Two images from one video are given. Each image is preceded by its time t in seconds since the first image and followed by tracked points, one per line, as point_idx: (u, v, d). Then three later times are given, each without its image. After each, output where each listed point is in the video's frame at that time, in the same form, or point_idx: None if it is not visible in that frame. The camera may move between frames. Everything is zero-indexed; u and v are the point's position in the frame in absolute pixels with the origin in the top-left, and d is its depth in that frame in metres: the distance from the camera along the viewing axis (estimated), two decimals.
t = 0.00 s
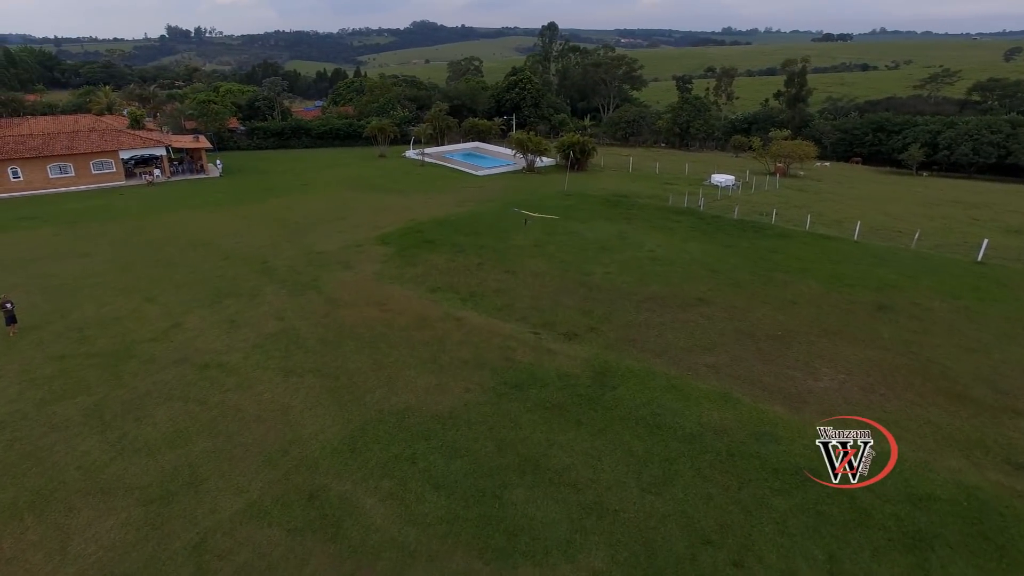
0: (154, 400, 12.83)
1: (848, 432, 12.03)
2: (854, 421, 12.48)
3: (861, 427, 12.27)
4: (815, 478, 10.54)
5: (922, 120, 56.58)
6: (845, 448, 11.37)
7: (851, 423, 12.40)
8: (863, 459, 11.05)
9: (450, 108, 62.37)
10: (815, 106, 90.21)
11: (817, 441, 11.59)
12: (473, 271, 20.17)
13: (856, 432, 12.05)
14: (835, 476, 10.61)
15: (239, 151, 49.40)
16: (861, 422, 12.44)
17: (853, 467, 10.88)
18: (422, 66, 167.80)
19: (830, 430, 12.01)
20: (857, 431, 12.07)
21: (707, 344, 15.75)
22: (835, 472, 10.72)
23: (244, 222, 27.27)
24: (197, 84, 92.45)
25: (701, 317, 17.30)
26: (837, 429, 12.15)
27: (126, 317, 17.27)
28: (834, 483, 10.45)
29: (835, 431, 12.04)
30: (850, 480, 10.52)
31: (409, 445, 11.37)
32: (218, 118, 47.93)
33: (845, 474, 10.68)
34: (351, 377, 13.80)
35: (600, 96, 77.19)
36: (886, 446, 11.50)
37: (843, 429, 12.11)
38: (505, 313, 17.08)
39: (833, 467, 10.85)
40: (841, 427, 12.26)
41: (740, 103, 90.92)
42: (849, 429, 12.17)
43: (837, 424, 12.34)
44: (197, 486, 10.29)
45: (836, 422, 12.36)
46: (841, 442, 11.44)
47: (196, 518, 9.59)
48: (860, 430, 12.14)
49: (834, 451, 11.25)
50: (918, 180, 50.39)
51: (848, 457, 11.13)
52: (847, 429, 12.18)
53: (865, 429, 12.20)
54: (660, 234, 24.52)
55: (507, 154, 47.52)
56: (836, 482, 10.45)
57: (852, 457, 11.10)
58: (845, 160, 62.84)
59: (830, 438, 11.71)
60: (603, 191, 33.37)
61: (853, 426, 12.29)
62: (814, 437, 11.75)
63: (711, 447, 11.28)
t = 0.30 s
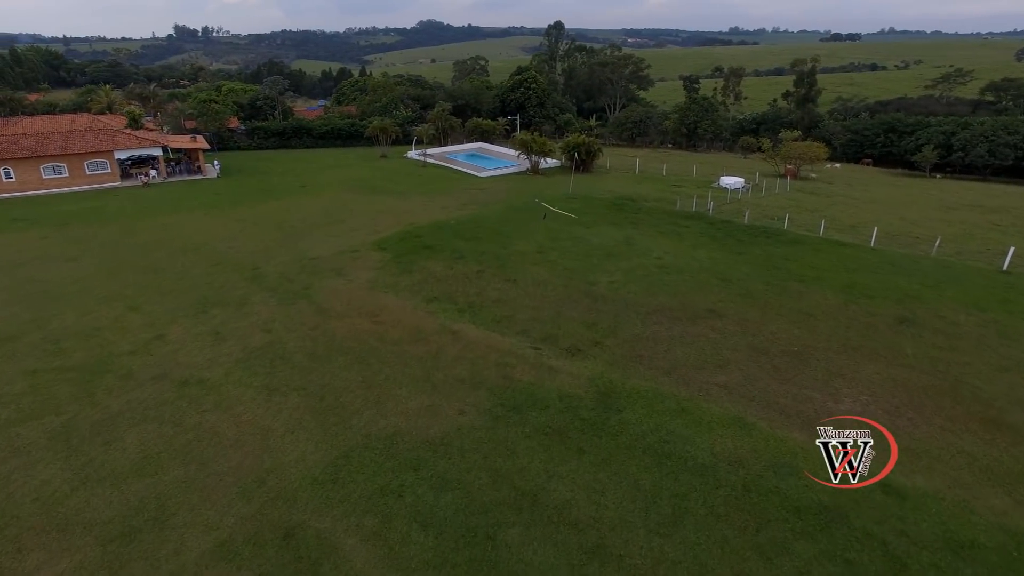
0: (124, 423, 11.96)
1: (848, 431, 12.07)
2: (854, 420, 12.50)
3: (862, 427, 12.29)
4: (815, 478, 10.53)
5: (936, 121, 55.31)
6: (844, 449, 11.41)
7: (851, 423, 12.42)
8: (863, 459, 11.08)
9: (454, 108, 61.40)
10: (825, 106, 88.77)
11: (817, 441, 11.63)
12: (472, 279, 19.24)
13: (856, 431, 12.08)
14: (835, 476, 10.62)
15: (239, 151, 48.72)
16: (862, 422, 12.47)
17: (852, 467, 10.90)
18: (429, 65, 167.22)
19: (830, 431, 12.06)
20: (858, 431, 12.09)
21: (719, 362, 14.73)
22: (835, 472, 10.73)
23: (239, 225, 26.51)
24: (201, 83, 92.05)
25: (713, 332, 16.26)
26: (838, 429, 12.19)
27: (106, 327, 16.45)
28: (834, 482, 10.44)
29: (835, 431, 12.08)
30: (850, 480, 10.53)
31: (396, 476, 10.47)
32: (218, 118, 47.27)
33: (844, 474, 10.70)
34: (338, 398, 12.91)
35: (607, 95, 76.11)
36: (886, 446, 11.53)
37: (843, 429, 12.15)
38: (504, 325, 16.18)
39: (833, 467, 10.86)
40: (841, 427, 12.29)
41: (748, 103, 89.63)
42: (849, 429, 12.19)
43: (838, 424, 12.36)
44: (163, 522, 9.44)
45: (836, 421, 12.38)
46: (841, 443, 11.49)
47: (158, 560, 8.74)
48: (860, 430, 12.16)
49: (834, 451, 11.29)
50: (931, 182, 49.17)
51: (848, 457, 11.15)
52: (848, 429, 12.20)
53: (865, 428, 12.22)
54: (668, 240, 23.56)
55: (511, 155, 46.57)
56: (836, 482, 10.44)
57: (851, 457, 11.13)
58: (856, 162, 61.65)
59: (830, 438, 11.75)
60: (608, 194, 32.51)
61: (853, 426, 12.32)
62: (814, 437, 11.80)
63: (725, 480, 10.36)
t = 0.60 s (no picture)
0: (88, 452, 11.01)
1: (848, 431, 12.10)
2: (854, 419, 12.50)
3: (863, 425, 12.28)
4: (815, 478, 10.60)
5: (947, 122, 54.08)
6: (845, 448, 11.46)
7: (853, 421, 12.43)
8: (863, 459, 11.13)
9: (456, 107, 60.38)
10: (832, 107, 87.41)
11: (817, 441, 11.67)
12: (470, 289, 18.25)
13: (857, 430, 12.09)
14: (835, 476, 10.68)
15: (237, 151, 47.87)
16: (863, 421, 12.46)
17: (853, 467, 10.95)
18: (434, 64, 166.28)
19: (830, 430, 12.08)
20: (858, 430, 12.10)
21: (732, 384, 13.67)
22: (836, 472, 10.79)
23: (231, 230, 25.63)
24: (203, 82, 91.28)
25: (727, 350, 15.19)
26: (838, 428, 12.20)
27: (82, 341, 15.53)
28: (834, 482, 10.49)
29: (835, 430, 12.10)
30: (849, 480, 10.60)
31: (379, 517, 9.52)
32: (216, 118, 46.49)
33: (845, 474, 10.76)
34: (322, 424, 11.97)
35: (612, 95, 75.10)
36: (886, 446, 11.55)
37: (843, 429, 12.17)
38: (502, 341, 15.22)
39: (833, 467, 10.93)
40: (842, 426, 12.29)
41: (754, 103, 88.41)
42: (850, 428, 12.21)
43: (839, 422, 12.38)
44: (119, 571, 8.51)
45: (837, 420, 12.39)
46: (841, 442, 11.54)
47: None
48: (860, 429, 12.18)
49: (834, 452, 11.34)
50: (944, 184, 48.01)
51: (848, 457, 11.21)
52: (849, 428, 12.22)
53: (866, 427, 12.22)
54: (676, 247, 22.55)
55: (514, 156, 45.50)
56: (836, 482, 10.52)
57: (852, 457, 11.18)
58: (865, 163, 60.53)
59: (830, 438, 11.79)
60: (613, 197, 31.62)
61: (854, 425, 12.32)
62: (814, 437, 11.84)
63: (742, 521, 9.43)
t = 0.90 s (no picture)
0: (35, 511, 9.94)
1: (848, 431, 12.58)
2: (854, 419, 12.98)
3: (863, 426, 12.75)
4: (816, 479, 11.13)
5: (954, 137, 53.22)
6: (845, 449, 11.96)
7: (853, 421, 12.91)
8: (863, 459, 11.63)
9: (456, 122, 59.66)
10: (836, 122, 86.73)
11: (818, 441, 12.17)
12: (466, 318, 17.23)
13: (857, 430, 12.57)
14: (836, 476, 11.20)
15: (233, 167, 47.16)
16: (863, 421, 12.93)
17: (853, 467, 11.45)
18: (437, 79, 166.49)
19: (831, 430, 12.58)
20: (858, 430, 12.59)
21: (749, 428, 12.53)
22: (836, 472, 11.30)
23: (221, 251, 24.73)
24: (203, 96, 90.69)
25: (742, 388, 13.99)
26: (838, 427, 12.70)
27: (51, 373, 14.51)
28: (835, 483, 11.01)
29: (836, 430, 12.60)
30: (849, 481, 11.11)
31: None
32: (212, 133, 45.84)
33: (845, 474, 11.27)
34: (300, 475, 10.89)
35: (613, 110, 74.74)
36: (886, 446, 12.02)
37: (843, 428, 12.66)
38: (499, 377, 14.17)
39: (833, 467, 11.44)
40: (842, 426, 12.78)
41: (758, 117, 87.83)
42: (850, 428, 12.69)
43: (839, 422, 12.86)
44: None
45: (837, 420, 12.87)
46: (841, 443, 12.04)
47: None
48: (860, 429, 12.66)
49: (834, 452, 11.85)
50: (953, 201, 47.07)
51: (848, 457, 11.72)
52: (849, 428, 12.70)
53: (866, 427, 12.69)
54: (682, 271, 21.51)
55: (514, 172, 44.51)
56: (836, 482, 11.03)
57: (851, 457, 11.69)
58: (870, 179, 59.75)
59: (830, 438, 12.28)
60: (616, 215, 30.88)
61: (854, 425, 12.79)
62: (815, 437, 12.34)
63: None
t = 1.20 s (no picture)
0: None
1: (848, 431, 12.65)
2: (854, 419, 13.06)
3: (863, 426, 12.82)
4: (815, 479, 11.19)
5: (957, 145, 52.42)
6: (845, 448, 12.03)
7: (853, 421, 12.98)
8: (863, 459, 11.68)
9: (452, 130, 58.70)
10: (835, 130, 86.08)
11: (818, 442, 12.25)
12: (456, 342, 16.14)
13: (857, 430, 12.64)
14: (836, 476, 11.26)
15: (223, 176, 46.16)
16: (863, 420, 13.01)
17: (853, 467, 11.51)
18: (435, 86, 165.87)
19: (831, 430, 12.65)
20: (858, 430, 12.66)
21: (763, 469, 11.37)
22: (835, 472, 11.36)
23: (202, 266, 23.64)
24: (199, 103, 89.69)
25: (753, 421, 12.87)
26: (838, 428, 12.77)
27: (4, 404, 13.39)
28: (834, 483, 11.08)
29: (835, 430, 12.67)
30: (849, 480, 11.16)
31: None
32: (201, 141, 44.82)
33: (845, 474, 11.33)
34: (266, 527, 9.75)
35: (611, 117, 73.90)
36: (886, 446, 12.07)
37: (844, 428, 12.74)
38: (490, 410, 13.07)
39: (833, 467, 11.50)
40: (842, 426, 12.86)
41: (757, 125, 87.16)
42: (850, 428, 12.76)
43: (839, 422, 12.94)
44: None
45: (837, 420, 12.95)
46: (841, 443, 12.10)
47: None
48: (860, 429, 12.73)
49: (834, 452, 11.91)
50: (958, 210, 46.16)
51: (848, 457, 11.79)
52: (848, 427, 12.79)
53: (866, 427, 12.76)
54: (685, 288, 20.45)
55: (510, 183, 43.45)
56: (836, 482, 11.10)
57: (851, 457, 11.75)
58: (871, 187, 58.89)
59: (831, 438, 12.35)
60: (614, 226, 29.99)
61: (853, 425, 12.87)
62: (815, 437, 12.42)
63: None
